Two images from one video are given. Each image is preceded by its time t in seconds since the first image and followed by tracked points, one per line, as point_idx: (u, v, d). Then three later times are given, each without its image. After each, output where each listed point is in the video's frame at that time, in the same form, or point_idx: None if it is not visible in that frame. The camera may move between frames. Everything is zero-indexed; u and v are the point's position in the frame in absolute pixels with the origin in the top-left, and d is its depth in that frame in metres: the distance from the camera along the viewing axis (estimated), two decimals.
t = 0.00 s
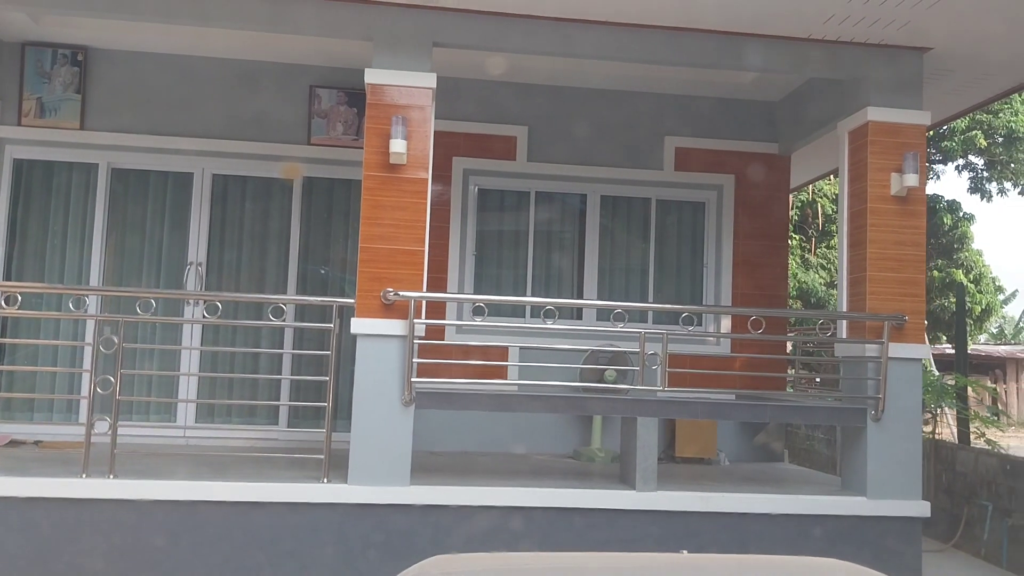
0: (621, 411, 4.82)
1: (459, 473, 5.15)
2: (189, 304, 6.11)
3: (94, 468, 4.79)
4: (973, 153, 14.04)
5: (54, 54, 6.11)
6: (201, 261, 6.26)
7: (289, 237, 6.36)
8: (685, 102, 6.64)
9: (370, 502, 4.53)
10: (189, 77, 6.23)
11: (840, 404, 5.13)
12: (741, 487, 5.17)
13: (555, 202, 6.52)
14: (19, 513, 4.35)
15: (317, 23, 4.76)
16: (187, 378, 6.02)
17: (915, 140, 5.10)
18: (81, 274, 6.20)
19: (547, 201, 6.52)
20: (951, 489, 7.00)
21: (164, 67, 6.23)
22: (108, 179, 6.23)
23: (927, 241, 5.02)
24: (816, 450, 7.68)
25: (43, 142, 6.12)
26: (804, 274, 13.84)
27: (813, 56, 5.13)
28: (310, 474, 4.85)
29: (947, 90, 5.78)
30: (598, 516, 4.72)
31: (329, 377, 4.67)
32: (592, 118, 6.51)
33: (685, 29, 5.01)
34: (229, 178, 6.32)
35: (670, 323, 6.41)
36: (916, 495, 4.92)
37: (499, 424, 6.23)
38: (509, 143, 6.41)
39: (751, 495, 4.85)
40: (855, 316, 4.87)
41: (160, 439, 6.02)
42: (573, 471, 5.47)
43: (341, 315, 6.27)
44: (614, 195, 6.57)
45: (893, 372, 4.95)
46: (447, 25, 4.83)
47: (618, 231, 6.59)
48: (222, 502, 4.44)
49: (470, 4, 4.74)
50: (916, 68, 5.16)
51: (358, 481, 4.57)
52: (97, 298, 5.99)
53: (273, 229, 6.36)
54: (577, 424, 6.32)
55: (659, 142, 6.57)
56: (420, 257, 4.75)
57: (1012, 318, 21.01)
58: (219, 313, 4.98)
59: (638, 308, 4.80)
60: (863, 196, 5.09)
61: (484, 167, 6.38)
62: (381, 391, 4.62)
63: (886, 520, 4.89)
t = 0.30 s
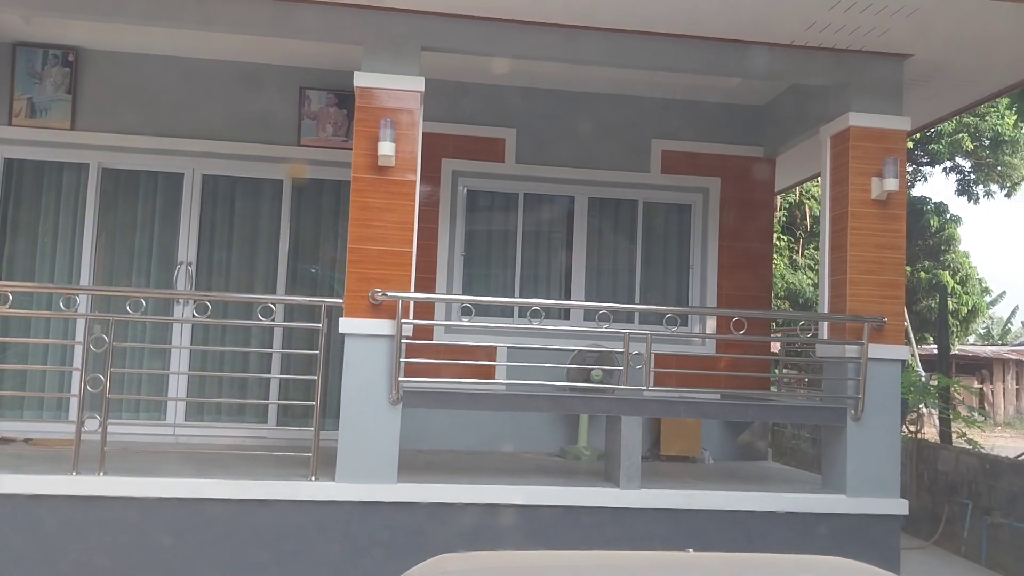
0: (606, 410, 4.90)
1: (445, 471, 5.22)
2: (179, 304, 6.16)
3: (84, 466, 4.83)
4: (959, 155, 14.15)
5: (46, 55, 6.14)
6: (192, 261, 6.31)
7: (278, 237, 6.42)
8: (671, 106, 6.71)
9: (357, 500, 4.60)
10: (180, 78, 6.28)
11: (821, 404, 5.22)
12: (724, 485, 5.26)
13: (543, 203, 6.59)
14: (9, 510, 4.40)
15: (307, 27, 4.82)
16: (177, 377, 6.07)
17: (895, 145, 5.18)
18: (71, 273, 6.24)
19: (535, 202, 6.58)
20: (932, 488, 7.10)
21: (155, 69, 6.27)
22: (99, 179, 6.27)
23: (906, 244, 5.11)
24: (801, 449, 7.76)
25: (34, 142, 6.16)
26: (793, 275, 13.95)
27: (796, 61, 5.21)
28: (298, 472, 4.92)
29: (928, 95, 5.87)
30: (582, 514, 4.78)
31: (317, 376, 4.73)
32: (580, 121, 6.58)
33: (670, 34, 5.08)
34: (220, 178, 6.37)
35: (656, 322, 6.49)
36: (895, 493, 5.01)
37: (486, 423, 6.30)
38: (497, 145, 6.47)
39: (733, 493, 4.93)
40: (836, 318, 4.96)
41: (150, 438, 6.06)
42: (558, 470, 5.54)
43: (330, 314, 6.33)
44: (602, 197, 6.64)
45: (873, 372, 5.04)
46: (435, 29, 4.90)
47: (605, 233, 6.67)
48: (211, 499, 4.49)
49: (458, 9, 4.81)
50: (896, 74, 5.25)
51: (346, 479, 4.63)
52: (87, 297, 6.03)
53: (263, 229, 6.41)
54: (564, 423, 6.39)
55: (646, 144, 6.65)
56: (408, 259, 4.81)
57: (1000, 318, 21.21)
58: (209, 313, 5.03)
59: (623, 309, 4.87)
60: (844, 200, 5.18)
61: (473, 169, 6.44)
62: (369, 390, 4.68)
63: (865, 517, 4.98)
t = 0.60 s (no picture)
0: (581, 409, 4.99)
1: (422, 469, 5.30)
2: (159, 302, 6.20)
3: (64, 463, 4.87)
4: (936, 158, 14.34)
5: (27, 54, 6.16)
6: (172, 260, 6.35)
7: (259, 237, 6.47)
8: (649, 110, 6.82)
9: (334, 497, 4.67)
10: (162, 79, 6.31)
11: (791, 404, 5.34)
12: (696, 482, 5.37)
13: (522, 205, 6.68)
14: None
15: (288, 30, 4.88)
16: (157, 375, 6.10)
17: (864, 151, 5.31)
18: (52, 271, 6.27)
19: (514, 204, 6.67)
20: (902, 486, 7.25)
21: (136, 69, 6.30)
22: (80, 178, 6.30)
23: (874, 248, 5.24)
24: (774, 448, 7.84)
25: (16, 141, 6.18)
26: (772, 276, 14.12)
27: (768, 68, 5.33)
28: (276, 469, 4.98)
29: (898, 102, 6.01)
30: (556, 511, 4.87)
31: (296, 375, 4.80)
32: (559, 124, 6.67)
33: (645, 41, 5.18)
34: (201, 178, 6.42)
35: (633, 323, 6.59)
36: (862, 491, 5.13)
37: (464, 422, 6.38)
38: (477, 147, 6.55)
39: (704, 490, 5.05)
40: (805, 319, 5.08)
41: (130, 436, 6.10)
42: (535, 467, 5.63)
43: (310, 314, 6.39)
44: (580, 199, 6.74)
45: (840, 373, 5.17)
46: (414, 33, 4.97)
47: (583, 235, 6.77)
48: (190, 496, 4.55)
49: (437, 14, 4.89)
50: (865, 81, 5.38)
51: (324, 476, 4.70)
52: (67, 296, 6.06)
53: (243, 229, 6.46)
54: (541, 422, 6.49)
55: (624, 147, 6.75)
56: (387, 259, 4.88)
57: (976, 320, 21.53)
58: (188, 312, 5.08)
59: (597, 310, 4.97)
60: (814, 204, 5.30)
61: (453, 170, 6.52)
62: (346, 389, 4.75)
63: (832, 514, 5.10)
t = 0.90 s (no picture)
0: (545, 407, 5.12)
1: (390, 466, 5.40)
2: (131, 301, 6.25)
3: (36, 460, 4.93)
4: (903, 163, 14.62)
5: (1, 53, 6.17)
6: (145, 259, 6.41)
7: (231, 237, 6.54)
8: (618, 114, 6.96)
9: (303, 493, 4.76)
10: (136, 79, 6.35)
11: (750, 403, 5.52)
12: (657, 479, 5.52)
13: (492, 207, 6.80)
14: None
15: (260, 34, 4.96)
16: (128, 373, 6.15)
17: (822, 159, 5.48)
18: (24, 269, 6.31)
19: (485, 206, 6.79)
20: (862, 483, 7.47)
21: (110, 69, 6.33)
22: (54, 177, 6.34)
23: (830, 252, 5.42)
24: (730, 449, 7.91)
25: None
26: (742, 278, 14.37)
27: (730, 77, 5.49)
28: (247, 466, 5.07)
29: (857, 110, 6.20)
30: (521, 507, 4.98)
31: (267, 373, 4.89)
32: (530, 127, 6.79)
33: (611, 48, 5.32)
34: (175, 178, 6.48)
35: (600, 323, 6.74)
36: (817, 487, 5.31)
37: (433, 420, 6.48)
38: (448, 150, 6.66)
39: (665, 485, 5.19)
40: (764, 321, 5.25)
41: (102, 432, 6.16)
42: (502, 464, 5.76)
43: (281, 313, 6.48)
44: (549, 202, 6.87)
45: (797, 373, 5.34)
46: (385, 39, 5.07)
47: (552, 235, 6.90)
48: (161, 492, 4.63)
49: (407, 20, 5.00)
50: (824, 91, 5.55)
51: (293, 473, 4.79)
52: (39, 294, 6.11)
53: (216, 229, 6.53)
54: (509, 421, 6.61)
55: (593, 151, 6.89)
56: (357, 260, 4.99)
57: (944, 323, 22.00)
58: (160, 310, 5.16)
59: (562, 310, 5.10)
60: (773, 209, 5.47)
61: (424, 172, 6.63)
62: (316, 387, 4.85)
63: (788, 509, 5.26)
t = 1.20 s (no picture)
0: (503, 406, 5.29)
1: (353, 463, 5.54)
2: (98, 300, 6.32)
3: None
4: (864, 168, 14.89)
5: None
6: (111, 259, 6.49)
7: (197, 238, 6.64)
8: (580, 121, 7.14)
9: (266, 488, 4.89)
10: (104, 81, 6.40)
11: (701, 402, 5.74)
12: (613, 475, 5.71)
13: (457, 210, 6.96)
14: None
15: (227, 41, 5.08)
16: (94, 372, 6.22)
17: (772, 168, 5.71)
18: None
19: (449, 209, 6.94)
20: (814, 479, 7.75)
21: (78, 70, 6.36)
22: (20, 177, 6.38)
23: (779, 257, 5.66)
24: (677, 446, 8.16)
25: None
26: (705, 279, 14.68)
27: (684, 88, 5.71)
28: (211, 463, 5.18)
29: (808, 120, 6.44)
30: (479, 502, 5.15)
31: (231, 372, 5.00)
32: (494, 133, 6.95)
33: (570, 59, 5.50)
34: (142, 179, 6.56)
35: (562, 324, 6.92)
36: (764, 482, 5.54)
37: (396, 418, 6.63)
38: (414, 153, 6.78)
39: (618, 481, 5.38)
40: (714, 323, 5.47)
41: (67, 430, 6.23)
42: (463, 461, 5.92)
43: (246, 314, 6.59)
44: (512, 205, 7.04)
45: (746, 373, 5.57)
46: (349, 47, 5.21)
47: (515, 238, 7.07)
48: (126, 489, 4.73)
49: (371, 29, 5.14)
50: (774, 102, 5.78)
51: (258, 469, 4.92)
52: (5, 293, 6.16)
53: (182, 230, 6.63)
54: (471, 419, 6.78)
55: (556, 157, 7.07)
56: (321, 262, 5.12)
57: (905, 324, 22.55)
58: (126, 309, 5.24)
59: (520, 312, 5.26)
60: (725, 216, 5.70)
61: (389, 175, 6.76)
62: (280, 385, 4.98)
63: (737, 504, 5.48)
